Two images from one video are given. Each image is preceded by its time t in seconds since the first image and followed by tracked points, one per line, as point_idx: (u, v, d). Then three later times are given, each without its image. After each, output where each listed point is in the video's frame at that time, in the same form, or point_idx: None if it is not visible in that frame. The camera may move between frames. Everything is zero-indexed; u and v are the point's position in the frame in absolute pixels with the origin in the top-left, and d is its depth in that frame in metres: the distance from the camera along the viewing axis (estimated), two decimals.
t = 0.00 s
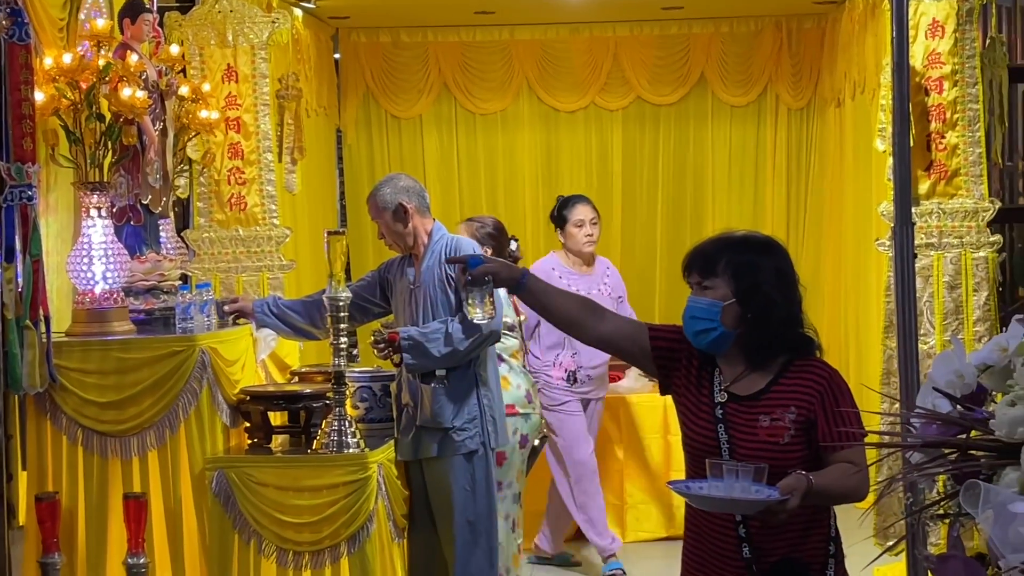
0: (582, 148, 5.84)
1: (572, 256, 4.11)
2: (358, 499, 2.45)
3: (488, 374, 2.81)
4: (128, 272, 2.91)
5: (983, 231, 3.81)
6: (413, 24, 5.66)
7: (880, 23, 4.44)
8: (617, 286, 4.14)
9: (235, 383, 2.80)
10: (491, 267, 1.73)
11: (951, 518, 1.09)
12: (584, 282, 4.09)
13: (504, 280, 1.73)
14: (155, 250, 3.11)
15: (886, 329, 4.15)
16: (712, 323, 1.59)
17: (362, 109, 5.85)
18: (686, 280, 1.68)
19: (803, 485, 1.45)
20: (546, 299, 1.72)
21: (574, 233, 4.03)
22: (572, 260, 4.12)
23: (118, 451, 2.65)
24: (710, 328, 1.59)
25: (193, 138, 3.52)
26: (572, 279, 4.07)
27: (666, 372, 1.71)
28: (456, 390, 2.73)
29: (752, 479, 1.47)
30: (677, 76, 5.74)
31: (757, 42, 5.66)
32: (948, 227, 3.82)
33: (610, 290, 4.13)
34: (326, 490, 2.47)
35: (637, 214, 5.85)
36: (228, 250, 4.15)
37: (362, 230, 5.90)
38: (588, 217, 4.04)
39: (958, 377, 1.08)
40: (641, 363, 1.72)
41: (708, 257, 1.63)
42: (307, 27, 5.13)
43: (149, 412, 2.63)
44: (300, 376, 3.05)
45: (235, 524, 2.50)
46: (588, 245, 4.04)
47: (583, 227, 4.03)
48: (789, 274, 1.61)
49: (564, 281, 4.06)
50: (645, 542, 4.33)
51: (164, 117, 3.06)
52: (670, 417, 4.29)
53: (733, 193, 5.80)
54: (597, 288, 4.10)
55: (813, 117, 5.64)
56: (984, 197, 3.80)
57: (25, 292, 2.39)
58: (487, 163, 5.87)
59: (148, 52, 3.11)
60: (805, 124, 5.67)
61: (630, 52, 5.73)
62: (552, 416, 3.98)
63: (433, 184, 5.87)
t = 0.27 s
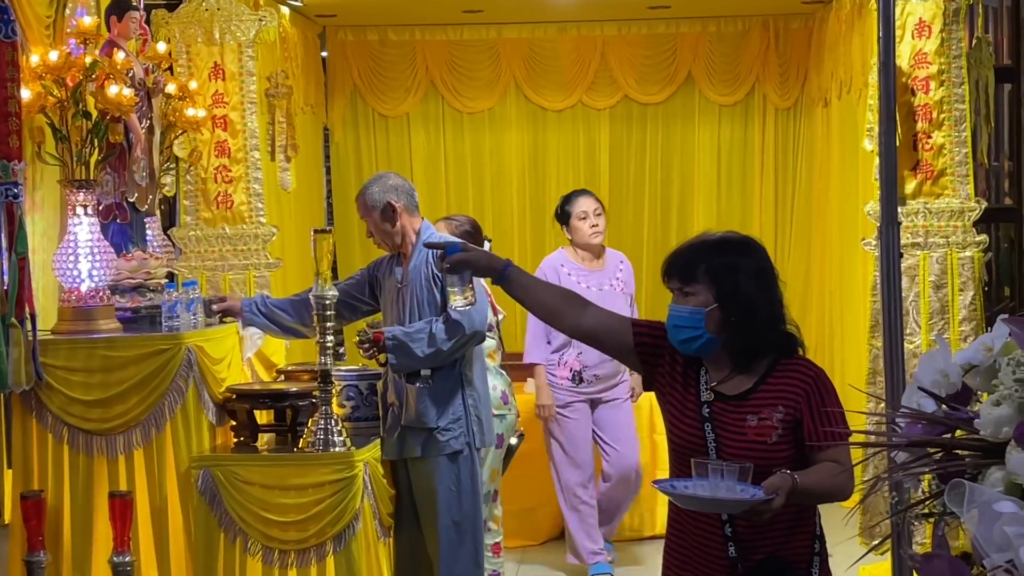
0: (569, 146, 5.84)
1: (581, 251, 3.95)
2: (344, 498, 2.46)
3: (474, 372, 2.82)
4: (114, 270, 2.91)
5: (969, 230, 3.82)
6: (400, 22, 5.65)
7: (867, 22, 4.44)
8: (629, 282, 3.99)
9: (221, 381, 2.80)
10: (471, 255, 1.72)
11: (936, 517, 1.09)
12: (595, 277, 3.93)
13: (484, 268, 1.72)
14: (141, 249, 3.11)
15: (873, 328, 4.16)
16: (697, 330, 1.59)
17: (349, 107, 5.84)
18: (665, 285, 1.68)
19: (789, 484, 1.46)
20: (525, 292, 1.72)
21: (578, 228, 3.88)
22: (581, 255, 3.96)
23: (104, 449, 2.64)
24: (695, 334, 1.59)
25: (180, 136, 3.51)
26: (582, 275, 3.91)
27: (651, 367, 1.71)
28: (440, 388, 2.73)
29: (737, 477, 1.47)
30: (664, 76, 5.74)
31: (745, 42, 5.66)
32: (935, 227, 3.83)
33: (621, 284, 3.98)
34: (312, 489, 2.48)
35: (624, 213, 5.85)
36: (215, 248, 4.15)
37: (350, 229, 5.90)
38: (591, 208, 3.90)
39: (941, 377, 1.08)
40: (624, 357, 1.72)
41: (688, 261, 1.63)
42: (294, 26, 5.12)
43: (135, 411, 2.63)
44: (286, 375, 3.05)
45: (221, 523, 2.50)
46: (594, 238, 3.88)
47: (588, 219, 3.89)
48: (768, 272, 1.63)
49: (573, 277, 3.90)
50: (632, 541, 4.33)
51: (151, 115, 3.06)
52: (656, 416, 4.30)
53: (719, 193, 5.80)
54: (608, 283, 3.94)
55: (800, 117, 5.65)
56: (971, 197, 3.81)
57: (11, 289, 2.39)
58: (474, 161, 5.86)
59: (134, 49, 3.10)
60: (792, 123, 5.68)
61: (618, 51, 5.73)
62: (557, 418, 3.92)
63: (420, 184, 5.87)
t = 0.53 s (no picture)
0: (555, 144, 5.84)
1: (585, 253, 3.91)
2: (330, 496, 2.46)
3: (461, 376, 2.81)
4: (99, 268, 2.91)
5: (954, 230, 3.83)
6: (387, 21, 5.65)
7: (853, 23, 4.46)
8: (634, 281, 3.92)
9: (206, 379, 2.80)
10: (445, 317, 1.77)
11: (920, 516, 1.09)
12: (596, 277, 3.88)
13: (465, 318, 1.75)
14: (127, 247, 3.11)
15: (858, 328, 4.18)
16: (693, 327, 1.59)
17: (335, 106, 5.84)
18: (663, 284, 1.69)
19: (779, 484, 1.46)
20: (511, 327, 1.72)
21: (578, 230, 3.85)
22: (584, 257, 3.92)
23: (89, 447, 2.64)
24: (692, 332, 1.60)
25: (167, 135, 3.51)
26: (582, 275, 3.87)
27: (644, 377, 1.72)
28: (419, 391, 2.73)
29: (726, 478, 1.48)
30: (651, 75, 5.74)
31: (731, 42, 5.67)
32: (920, 227, 3.84)
33: (626, 284, 3.89)
34: (297, 488, 2.48)
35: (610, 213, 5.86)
36: (201, 246, 4.14)
37: (336, 227, 5.89)
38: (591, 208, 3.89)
39: (925, 378, 1.09)
40: (615, 373, 1.72)
41: (687, 260, 1.64)
42: (281, 23, 5.12)
43: (119, 410, 2.63)
44: (272, 374, 3.05)
45: (206, 522, 2.49)
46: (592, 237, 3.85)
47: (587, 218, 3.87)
48: (764, 276, 1.62)
49: (571, 277, 3.87)
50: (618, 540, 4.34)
51: (137, 113, 3.07)
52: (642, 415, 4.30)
53: (705, 193, 5.81)
54: (608, 282, 3.87)
55: (786, 117, 5.66)
56: (956, 197, 3.83)
57: None
58: (461, 160, 5.86)
59: (121, 47, 3.10)
60: (779, 123, 5.69)
61: (605, 50, 5.73)
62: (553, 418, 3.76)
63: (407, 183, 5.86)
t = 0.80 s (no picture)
0: (540, 141, 5.84)
1: (596, 260, 3.49)
2: (315, 495, 2.47)
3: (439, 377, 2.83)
4: (83, 266, 2.90)
5: (939, 231, 3.84)
6: (373, 19, 5.64)
7: (837, 24, 4.46)
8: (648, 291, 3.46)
9: (190, 378, 2.79)
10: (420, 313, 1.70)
11: (903, 517, 1.10)
12: (608, 285, 3.45)
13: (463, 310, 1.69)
14: (110, 245, 3.11)
15: (841, 328, 4.19)
16: (696, 326, 1.60)
17: (322, 103, 5.82)
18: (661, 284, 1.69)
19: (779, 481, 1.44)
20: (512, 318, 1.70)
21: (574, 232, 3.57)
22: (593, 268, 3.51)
23: (73, 446, 2.63)
24: (695, 331, 1.60)
25: (150, 132, 3.50)
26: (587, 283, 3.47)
27: (645, 379, 1.71)
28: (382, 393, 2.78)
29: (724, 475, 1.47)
30: (636, 75, 5.74)
31: (716, 42, 5.68)
32: (904, 228, 3.85)
33: (638, 292, 3.45)
34: (281, 487, 2.49)
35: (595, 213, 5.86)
36: (186, 245, 4.14)
37: (322, 226, 5.89)
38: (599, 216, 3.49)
39: (909, 378, 1.09)
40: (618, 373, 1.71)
41: (688, 258, 1.64)
42: (266, 22, 5.11)
43: (103, 408, 2.63)
44: (257, 372, 3.04)
45: (191, 521, 2.49)
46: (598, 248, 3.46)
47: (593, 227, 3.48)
48: (764, 271, 1.64)
49: (578, 287, 3.46)
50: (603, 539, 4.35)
51: (122, 112, 3.08)
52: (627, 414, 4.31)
53: (689, 193, 5.81)
54: (618, 290, 3.44)
55: (771, 117, 5.67)
56: (940, 198, 3.84)
57: None
58: (446, 159, 5.85)
59: (105, 45, 3.09)
60: (763, 123, 5.69)
61: (590, 50, 5.73)
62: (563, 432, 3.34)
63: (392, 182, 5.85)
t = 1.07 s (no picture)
0: (526, 142, 5.85)
1: (599, 266, 3.42)
2: (299, 495, 2.47)
3: (416, 379, 2.90)
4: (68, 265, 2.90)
5: (923, 232, 3.85)
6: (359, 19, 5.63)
7: (822, 25, 4.47)
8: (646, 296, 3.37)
9: (175, 377, 2.79)
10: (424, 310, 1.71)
11: (887, 518, 1.10)
12: (606, 290, 3.39)
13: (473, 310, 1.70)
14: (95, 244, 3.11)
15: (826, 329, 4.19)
16: (691, 325, 1.60)
17: (307, 102, 5.81)
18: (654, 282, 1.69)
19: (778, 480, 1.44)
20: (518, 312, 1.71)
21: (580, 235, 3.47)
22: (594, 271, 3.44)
23: (57, 445, 2.63)
24: (689, 330, 1.60)
25: (136, 131, 3.51)
26: (588, 287, 3.41)
27: (641, 378, 1.71)
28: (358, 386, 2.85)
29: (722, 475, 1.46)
30: (621, 75, 5.75)
31: (702, 43, 5.69)
32: (888, 229, 3.86)
33: (637, 295, 3.36)
34: (266, 487, 2.49)
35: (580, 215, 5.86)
36: (170, 244, 4.13)
37: (306, 225, 5.88)
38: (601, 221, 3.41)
39: (892, 379, 1.09)
40: (614, 370, 1.71)
41: (681, 258, 1.64)
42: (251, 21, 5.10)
43: (88, 407, 2.63)
44: (242, 372, 3.04)
45: (174, 520, 2.50)
46: (598, 255, 3.39)
47: (593, 232, 3.41)
48: (758, 270, 1.64)
49: (576, 292, 3.41)
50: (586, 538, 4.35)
51: (106, 110, 3.07)
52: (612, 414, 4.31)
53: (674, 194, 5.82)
54: (615, 294, 3.37)
55: (755, 118, 5.68)
56: (925, 199, 3.84)
57: None
58: (431, 159, 5.85)
59: (91, 43, 3.09)
60: (748, 123, 5.70)
61: (576, 50, 5.74)
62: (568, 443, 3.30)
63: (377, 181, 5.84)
